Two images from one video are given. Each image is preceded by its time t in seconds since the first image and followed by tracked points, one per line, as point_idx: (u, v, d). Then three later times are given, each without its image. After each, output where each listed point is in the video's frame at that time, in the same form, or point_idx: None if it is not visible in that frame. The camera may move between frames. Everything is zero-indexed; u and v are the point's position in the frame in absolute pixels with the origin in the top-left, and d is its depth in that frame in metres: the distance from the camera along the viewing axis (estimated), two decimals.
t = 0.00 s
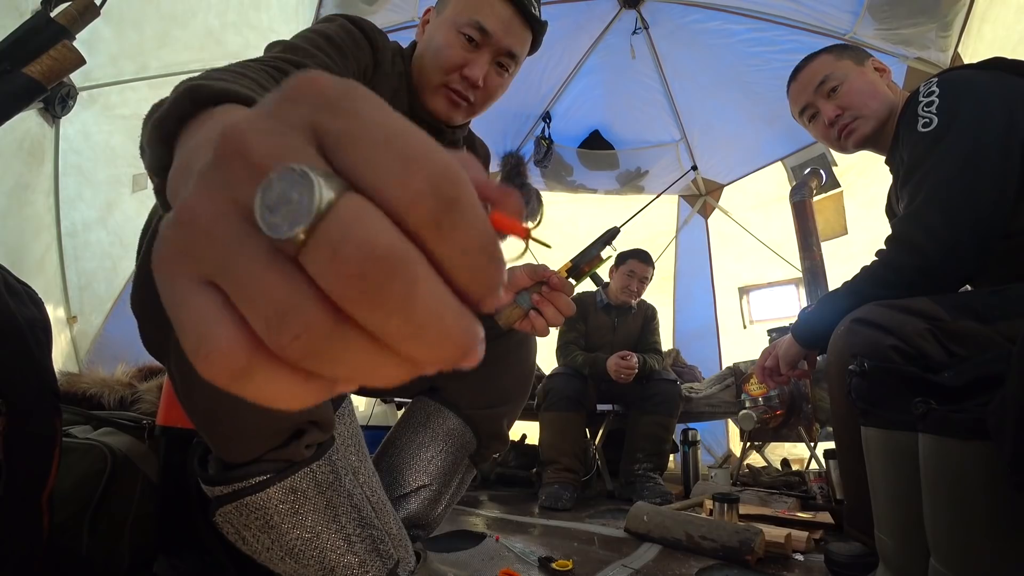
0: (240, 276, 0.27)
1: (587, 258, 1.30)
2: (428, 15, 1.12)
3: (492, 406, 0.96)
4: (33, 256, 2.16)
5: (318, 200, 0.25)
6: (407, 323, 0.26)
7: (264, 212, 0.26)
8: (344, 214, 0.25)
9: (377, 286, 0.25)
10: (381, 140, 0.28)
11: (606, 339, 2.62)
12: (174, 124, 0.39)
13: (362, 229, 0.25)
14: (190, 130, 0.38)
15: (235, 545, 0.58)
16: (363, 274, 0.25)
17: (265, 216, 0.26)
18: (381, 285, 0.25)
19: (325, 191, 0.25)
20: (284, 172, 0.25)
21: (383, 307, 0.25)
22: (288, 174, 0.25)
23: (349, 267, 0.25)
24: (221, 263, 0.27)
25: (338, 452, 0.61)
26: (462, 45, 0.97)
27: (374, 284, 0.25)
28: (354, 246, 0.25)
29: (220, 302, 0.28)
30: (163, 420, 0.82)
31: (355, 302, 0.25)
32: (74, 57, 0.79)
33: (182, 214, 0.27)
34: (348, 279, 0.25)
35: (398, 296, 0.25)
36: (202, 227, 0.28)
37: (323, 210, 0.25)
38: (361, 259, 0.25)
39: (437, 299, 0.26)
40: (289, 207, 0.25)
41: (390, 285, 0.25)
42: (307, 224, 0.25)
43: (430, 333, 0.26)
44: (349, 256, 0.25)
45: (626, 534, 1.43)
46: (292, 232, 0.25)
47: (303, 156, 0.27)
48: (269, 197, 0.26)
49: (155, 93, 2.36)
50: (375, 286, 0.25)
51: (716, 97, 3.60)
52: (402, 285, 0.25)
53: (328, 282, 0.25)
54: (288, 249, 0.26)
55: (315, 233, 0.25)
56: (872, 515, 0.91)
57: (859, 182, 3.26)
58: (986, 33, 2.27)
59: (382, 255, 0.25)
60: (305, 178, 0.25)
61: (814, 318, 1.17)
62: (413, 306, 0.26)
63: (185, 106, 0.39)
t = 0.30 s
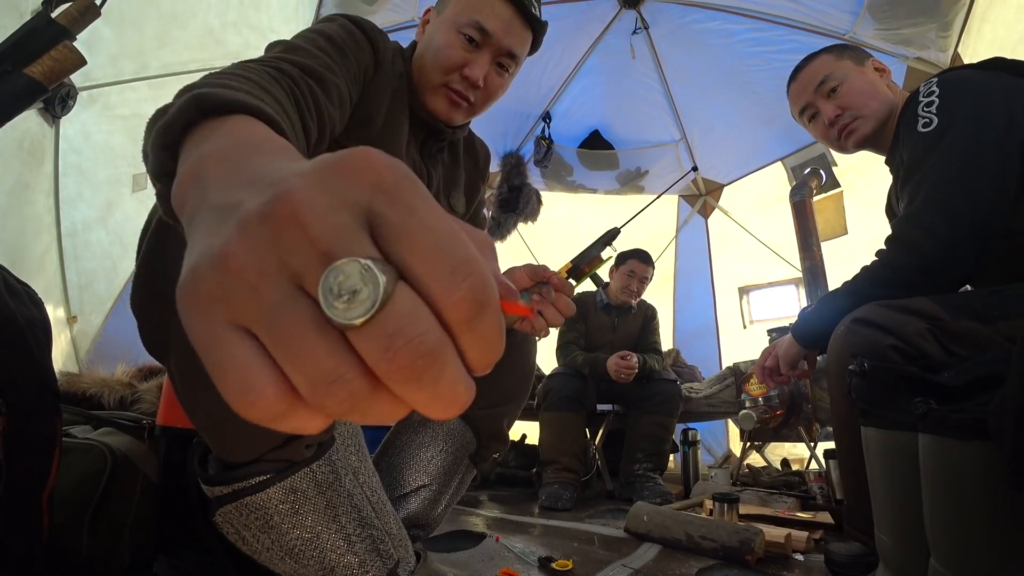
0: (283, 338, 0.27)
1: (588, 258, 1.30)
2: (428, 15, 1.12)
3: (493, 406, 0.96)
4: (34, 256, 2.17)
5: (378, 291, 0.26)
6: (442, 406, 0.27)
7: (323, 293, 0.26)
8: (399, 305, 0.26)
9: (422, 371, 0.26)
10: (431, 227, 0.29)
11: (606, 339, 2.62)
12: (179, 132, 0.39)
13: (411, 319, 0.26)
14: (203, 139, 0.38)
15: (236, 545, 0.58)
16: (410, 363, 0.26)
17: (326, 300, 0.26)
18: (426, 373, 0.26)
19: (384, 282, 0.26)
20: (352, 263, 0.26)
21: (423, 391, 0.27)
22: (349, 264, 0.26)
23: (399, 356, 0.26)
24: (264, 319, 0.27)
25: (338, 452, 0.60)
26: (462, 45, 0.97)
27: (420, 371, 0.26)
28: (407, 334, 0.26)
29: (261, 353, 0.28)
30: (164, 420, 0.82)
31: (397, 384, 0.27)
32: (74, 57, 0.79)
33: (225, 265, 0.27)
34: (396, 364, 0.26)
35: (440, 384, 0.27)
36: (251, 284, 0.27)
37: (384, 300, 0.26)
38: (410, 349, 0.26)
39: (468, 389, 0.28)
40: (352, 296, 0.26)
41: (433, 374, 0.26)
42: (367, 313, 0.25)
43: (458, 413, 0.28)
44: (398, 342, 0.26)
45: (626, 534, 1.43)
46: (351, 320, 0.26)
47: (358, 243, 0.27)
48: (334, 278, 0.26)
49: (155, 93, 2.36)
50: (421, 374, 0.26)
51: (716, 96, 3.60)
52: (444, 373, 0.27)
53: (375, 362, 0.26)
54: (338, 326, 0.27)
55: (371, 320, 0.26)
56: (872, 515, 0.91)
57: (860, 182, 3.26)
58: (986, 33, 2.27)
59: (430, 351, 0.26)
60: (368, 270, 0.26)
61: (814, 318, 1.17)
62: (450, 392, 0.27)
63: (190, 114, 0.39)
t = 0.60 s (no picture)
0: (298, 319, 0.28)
1: (587, 258, 1.30)
2: (428, 16, 1.12)
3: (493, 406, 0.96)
4: (33, 256, 2.16)
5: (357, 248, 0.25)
6: (451, 348, 0.26)
7: (305, 259, 0.26)
8: (382, 259, 0.25)
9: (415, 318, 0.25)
10: (401, 167, 0.27)
11: (606, 339, 2.62)
12: (172, 128, 0.39)
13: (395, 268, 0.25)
14: (192, 137, 0.38)
15: (236, 545, 0.58)
16: (405, 312, 0.25)
17: (309, 269, 0.26)
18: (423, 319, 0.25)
19: (363, 240, 0.25)
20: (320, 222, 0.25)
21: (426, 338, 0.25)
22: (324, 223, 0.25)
23: (392, 309, 0.25)
24: (275, 301, 0.28)
25: (338, 452, 0.61)
26: (463, 45, 0.97)
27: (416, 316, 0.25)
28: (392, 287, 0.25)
29: (287, 333, 0.29)
30: (161, 421, 0.84)
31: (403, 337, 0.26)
32: (74, 58, 0.79)
33: (222, 260, 0.28)
34: (391, 317, 0.25)
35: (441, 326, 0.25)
36: (253, 276, 0.28)
37: (363, 260, 0.25)
38: (400, 300, 0.25)
39: (484, 326, 0.25)
40: (331, 262, 0.25)
41: (429, 317, 0.25)
42: (350, 276, 0.25)
43: (475, 355, 0.26)
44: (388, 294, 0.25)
45: (626, 534, 1.43)
46: (339, 286, 0.26)
47: (332, 205, 0.27)
48: (308, 241, 0.26)
49: (155, 93, 2.36)
50: (419, 321, 0.25)
51: (716, 96, 3.60)
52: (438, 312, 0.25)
53: (377, 322, 0.26)
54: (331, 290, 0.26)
55: (359, 281, 0.25)
56: (871, 515, 0.91)
57: (859, 182, 3.26)
58: (986, 33, 2.27)
59: (420, 295, 0.25)
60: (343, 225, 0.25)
61: (814, 318, 1.17)
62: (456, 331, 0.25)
63: (182, 109, 0.39)
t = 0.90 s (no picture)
0: (269, 220, 0.28)
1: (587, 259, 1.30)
2: (428, 16, 1.12)
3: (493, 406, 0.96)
4: (33, 257, 2.17)
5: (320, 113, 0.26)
6: (419, 200, 0.25)
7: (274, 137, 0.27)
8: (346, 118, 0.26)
9: (375, 165, 0.25)
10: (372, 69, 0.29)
11: (606, 339, 2.62)
12: (170, 125, 0.39)
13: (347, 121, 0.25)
14: (188, 133, 0.38)
15: (236, 545, 0.58)
16: (365, 161, 0.25)
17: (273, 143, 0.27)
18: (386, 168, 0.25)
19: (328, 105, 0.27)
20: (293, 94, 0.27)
21: (394, 189, 0.25)
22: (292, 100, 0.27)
23: (354, 157, 0.26)
24: (251, 214, 0.29)
25: (338, 452, 0.61)
26: (463, 45, 0.97)
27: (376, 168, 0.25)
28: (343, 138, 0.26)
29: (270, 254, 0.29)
30: (161, 421, 0.82)
31: (375, 203, 0.26)
32: (74, 57, 0.79)
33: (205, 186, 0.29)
34: (358, 168, 0.26)
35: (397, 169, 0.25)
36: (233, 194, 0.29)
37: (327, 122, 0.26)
38: (358, 139, 0.25)
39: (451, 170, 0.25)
40: (298, 121, 0.26)
41: (389, 162, 0.25)
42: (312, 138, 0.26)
43: (446, 203, 0.25)
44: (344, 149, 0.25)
45: (626, 534, 1.43)
46: (302, 150, 0.26)
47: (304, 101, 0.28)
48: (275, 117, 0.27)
49: (155, 93, 2.36)
50: (381, 172, 0.25)
51: (716, 96, 3.60)
52: (398, 155, 0.25)
53: (344, 184, 0.26)
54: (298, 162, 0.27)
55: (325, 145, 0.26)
56: (872, 515, 0.91)
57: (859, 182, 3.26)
58: (986, 33, 2.27)
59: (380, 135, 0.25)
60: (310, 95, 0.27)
61: (814, 318, 1.17)
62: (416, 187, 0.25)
63: (181, 108, 0.39)
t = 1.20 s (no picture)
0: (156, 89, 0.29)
1: (587, 259, 1.30)
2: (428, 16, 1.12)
3: (493, 406, 0.96)
4: (33, 257, 2.16)
5: None
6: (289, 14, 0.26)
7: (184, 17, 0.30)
8: None
9: None
10: None
11: (606, 339, 2.62)
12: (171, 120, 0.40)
13: None
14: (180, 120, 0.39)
15: (236, 545, 0.58)
16: None
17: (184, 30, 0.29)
18: None
19: None
20: None
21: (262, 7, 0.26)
22: None
23: None
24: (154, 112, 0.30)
25: (338, 452, 0.60)
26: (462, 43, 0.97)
27: None
28: None
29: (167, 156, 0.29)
30: (162, 421, 0.80)
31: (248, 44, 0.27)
32: (74, 57, 0.79)
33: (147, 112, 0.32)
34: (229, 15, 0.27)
35: None
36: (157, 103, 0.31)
37: None
38: None
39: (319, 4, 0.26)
40: None
41: None
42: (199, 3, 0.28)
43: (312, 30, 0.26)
44: None
45: (626, 534, 1.43)
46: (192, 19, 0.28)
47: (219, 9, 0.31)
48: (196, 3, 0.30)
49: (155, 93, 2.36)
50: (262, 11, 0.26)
51: (716, 96, 3.61)
52: None
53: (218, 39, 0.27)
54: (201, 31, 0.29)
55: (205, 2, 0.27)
56: (871, 514, 0.91)
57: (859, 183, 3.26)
58: (985, 33, 2.27)
59: None
60: None
61: (814, 318, 1.17)
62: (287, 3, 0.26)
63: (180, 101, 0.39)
